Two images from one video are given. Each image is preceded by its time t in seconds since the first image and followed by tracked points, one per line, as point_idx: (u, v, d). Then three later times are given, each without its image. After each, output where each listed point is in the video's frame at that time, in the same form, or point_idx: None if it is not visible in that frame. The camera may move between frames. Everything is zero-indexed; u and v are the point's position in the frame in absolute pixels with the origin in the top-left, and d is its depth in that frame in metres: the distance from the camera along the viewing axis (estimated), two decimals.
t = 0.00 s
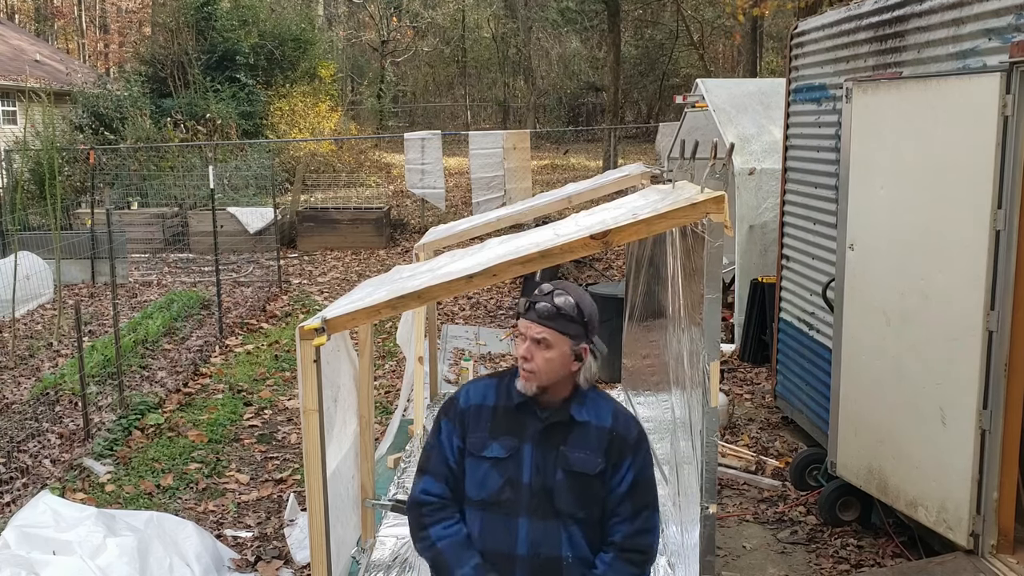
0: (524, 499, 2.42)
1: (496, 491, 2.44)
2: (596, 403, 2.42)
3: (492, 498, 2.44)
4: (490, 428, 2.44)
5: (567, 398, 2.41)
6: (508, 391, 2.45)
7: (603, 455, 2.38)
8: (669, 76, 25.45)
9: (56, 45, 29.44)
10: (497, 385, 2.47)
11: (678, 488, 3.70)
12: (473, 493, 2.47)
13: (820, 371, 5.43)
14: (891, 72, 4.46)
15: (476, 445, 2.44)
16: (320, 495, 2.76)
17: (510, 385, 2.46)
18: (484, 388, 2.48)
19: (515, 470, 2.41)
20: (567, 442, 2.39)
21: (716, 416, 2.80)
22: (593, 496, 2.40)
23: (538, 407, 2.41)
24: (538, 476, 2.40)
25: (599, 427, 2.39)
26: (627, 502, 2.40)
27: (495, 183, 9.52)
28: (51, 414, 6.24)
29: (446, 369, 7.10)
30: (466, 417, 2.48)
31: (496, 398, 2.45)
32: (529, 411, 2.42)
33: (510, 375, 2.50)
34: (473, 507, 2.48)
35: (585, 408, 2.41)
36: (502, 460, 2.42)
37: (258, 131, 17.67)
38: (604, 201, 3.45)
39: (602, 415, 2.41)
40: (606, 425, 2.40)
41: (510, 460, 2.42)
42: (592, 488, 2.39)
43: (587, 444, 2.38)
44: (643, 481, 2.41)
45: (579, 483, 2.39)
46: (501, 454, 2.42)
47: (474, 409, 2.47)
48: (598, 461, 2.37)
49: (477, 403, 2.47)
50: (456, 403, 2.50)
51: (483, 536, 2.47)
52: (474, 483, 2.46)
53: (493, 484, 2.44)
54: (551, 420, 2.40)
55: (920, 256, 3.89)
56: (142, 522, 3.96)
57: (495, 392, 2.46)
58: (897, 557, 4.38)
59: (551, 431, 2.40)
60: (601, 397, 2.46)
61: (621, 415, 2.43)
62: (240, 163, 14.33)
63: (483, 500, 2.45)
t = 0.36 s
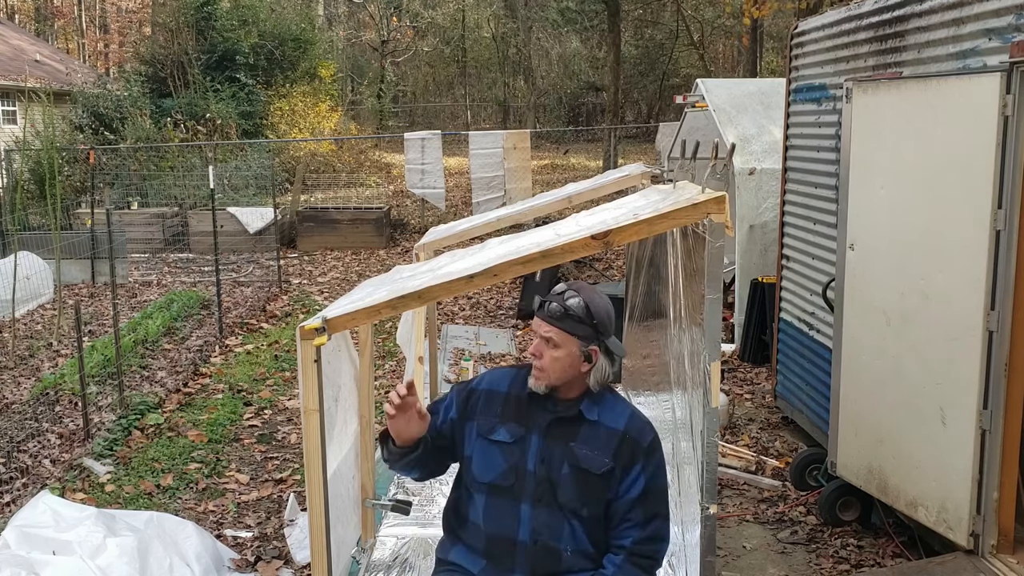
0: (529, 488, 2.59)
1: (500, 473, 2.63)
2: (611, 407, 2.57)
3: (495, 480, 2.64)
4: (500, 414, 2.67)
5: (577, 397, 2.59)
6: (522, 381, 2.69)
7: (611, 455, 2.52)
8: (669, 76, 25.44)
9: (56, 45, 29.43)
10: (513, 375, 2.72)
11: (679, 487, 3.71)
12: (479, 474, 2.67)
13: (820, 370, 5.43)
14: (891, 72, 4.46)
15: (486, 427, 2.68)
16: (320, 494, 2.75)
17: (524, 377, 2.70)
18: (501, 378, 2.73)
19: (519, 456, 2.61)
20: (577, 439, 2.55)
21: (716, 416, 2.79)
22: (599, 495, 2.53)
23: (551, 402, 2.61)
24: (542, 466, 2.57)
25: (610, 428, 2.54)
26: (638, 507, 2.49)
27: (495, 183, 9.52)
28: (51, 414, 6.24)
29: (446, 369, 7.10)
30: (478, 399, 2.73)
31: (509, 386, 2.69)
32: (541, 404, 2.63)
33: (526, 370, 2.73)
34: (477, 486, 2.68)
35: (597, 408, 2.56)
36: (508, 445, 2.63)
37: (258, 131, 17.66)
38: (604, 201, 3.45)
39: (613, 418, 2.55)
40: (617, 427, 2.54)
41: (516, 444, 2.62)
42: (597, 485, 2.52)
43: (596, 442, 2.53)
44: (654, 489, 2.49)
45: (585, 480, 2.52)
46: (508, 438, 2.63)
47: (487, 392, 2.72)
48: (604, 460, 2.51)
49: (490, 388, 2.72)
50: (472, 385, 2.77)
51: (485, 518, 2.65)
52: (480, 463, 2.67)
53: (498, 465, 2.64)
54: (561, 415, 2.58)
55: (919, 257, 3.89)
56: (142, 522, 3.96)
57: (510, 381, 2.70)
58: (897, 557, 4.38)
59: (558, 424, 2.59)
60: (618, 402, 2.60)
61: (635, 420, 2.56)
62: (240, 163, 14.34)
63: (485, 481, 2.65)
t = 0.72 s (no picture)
0: (525, 480, 2.59)
1: (498, 464, 2.64)
2: (611, 403, 2.58)
3: (493, 469, 2.65)
4: (502, 405, 2.69)
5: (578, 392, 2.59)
6: (525, 375, 2.73)
7: (609, 451, 2.52)
8: (669, 76, 25.44)
9: (55, 44, 29.42)
10: (518, 368, 2.76)
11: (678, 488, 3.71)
12: (478, 463, 2.68)
13: (820, 371, 5.43)
14: (891, 72, 4.46)
15: (487, 417, 2.70)
16: (320, 493, 2.75)
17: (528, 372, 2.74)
18: (504, 370, 2.77)
19: (519, 447, 2.62)
20: (576, 434, 2.56)
21: (716, 416, 2.79)
22: (596, 489, 2.53)
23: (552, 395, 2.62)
24: (541, 459, 2.58)
25: (610, 424, 2.54)
26: (637, 504, 2.49)
27: (495, 183, 9.52)
28: (51, 414, 6.24)
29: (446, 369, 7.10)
30: (480, 388, 2.76)
31: (513, 377, 2.73)
32: (542, 398, 2.64)
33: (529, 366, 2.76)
34: (475, 475, 2.68)
35: (598, 405, 2.57)
36: (508, 435, 2.64)
37: (258, 131, 17.66)
38: (603, 201, 3.45)
39: (614, 415, 2.55)
40: (617, 424, 2.54)
41: (515, 435, 2.64)
42: (595, 480, 2.52)
43: (595, 437, 2.53)
44: (651, 486, 2.51)
45: (582, 474, 2.53)
46: (507, 428, 2.65)
47: (491, 382, 2.75)
48: (602, 455, 2.51)
49: (493, 379, 2.76)
50: (475, 372, 2.81)
51: (482, 510, 2.65)
52: (479, 453, 2.68)
53: (496, 456, 2.65)
54: (562, 409, 2.59)
55: (919, 257, 3.89)
56: (142, 522, 3.96)
57: (513, 374, 2.74)
58: (897, 557, 4.38)
59: (559, 416, 2.60)
60: (618, 399, 2.60)
61: (635, 417, 2.56)
62: (240, 163, 14.34)
63: (484, 470, 2.66)
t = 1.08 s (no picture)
0: (525, 482, 2.60)
1: (498, 468, 2.64)
2: (608, 404, 2.59)
3: (493, 474, 2.65)
4: (499, 409, 2.69)
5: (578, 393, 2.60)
6: (522, 376, 2.72)
7: (609, 451, 2.52)
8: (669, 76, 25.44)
9: (55, 45, 29.38)
10: (513, 371, 2.75)
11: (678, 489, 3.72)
12: (477, 468, 2.68)
13: (820, 371, 5.43)
14: (891, 72, 4.46)
15: (484, 421, 2.70)
16: (320, 494, 2.75)
17: (525, 371, 2.73)
18: (500, 372, 2.77)
19: (518, 450, 2.62)
20: (575, 435, 2.56)
21: (716, 415, 2.79)
22: (596, 490, 2.53)
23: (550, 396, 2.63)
24: (541, 461, 2.58)
25: (608, 425, 2.55)
26: (636, 504, 2.50)
27: (495, 183, 9.52)
28: (51, 414, 6.24)
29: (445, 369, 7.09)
30: (477, 392, 2.76)
31: (509, 380, 2.73)
32: (540, 398, 2.65)
33: (527, 365, 2.76)
34: (474, 481, 2.68)
35: (596, 405, 2.58)
36: (506, 439, 2.64)
37: (258, 131, 17.66)
38: (603, 201, 3.45)
39: (612, 415, 2.56)
40: (615, 425, 2.55)
41: (513, 438, 2.64)
42: (595, 481, 2.53)
43: (595, 438, 2.54)
44: (651, 486, 2.51)
45: (582, 475, 2.53)
46: (506, 432, 2.65)
47: (487, 386, 2.75)
48: (602, 455, 2.52)
49: (489, 382, 2.75)
50: (470, 377, 2.80)
51: (482, 515, 2.64)
52: (478, 458, 2.68)
53: (496, 460, 2.65)
54: (560, 410, 2.60)
55: (919, 257, 3.89)
56: (142, 522, 3.96)
57: (509, 376, 2.74)
58: (897, 557, 4.38)
59: (558, 417, 2.60)
60: (615, 399, 2.61)
61: (634, 417, 2.57)
62: (240, 163, 14.35)
63: (484, 475, 2.66)
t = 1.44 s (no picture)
0: (524, 485, 2.60)
1: (497, 471, 2.64)
2: (605, 403, 2.61)
3: (492, 478, 2.64)
4: (497, 411, 2.69)
5: (576, 393, 2.60)
6: (518, 379, 2.72)
7: (608, 451, 2.55)
8: (669, 76, 25.44)
9: (56, 45, 29.36)
10: (508, 372, 2.76)
11: (678, 489, 3.72)
12: (476, 472, 2.67)
13: (820, 371, 5.43)
14: (891, 72, 4.46)
15: (482, 425, 2.69)
16: (321, 492, 2.76)
17: (520, 373, 2.73)
18: (495, 375, 2.76)
19: (517, 453, 2.62)
20: (574, 435, 2.58)
21: (717, 415, 2.79)
22: (596, 489, 2.56)
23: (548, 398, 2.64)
24: (540, 462, 2.58)
25: (606, 425, 2.58)
26: (634, 502, 2.54)
27: (495, 183, 9.52)
28: (51, 414, 6.24)
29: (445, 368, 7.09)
30: (473, 396, 2.75)
31: (505, 383, 2.72)
32: (538, 400, 2.66)
33: (522, 365, 2.76)
34: (473, 485, 2.67)
35: (594, 406, 2.60)
36: (505, 443, 2.64)
37: (258, 131, 17.66)
38: (603, 201, 3.45)
39: (609, 415, 2.59)
40: (613, 424, 2.58)
41: (511, 441, 2.64)
42: (595, 480, 2.55)
43: (594, 439, 2.57)
44: (648, 483, 2.55)
45: (581, 475, 2.55)
46: (504, 435, 2.65)
47: (483, 390, 2.74)
48: (602, 455, 2.54)
49: (486, 385, 2.74)
50: (465, 380, 2.79)
51: (482, 519, 2.64)
52: (477, 462, 2.67)
53: (495, 464, 2.64)
54: (559, 411, 2.61)
55: (919, 256, 3.89)
56: (142, 521, 3.95)
57: (505, 379, 2.74)
58: (897, 557, 4.38)
59: (557, 418, 2.61)
60: (612, 398, 2.64)
61: (630, 416, 2.60)
62: (240, 163, 14.35)
63: (483, 479, 2.65)
